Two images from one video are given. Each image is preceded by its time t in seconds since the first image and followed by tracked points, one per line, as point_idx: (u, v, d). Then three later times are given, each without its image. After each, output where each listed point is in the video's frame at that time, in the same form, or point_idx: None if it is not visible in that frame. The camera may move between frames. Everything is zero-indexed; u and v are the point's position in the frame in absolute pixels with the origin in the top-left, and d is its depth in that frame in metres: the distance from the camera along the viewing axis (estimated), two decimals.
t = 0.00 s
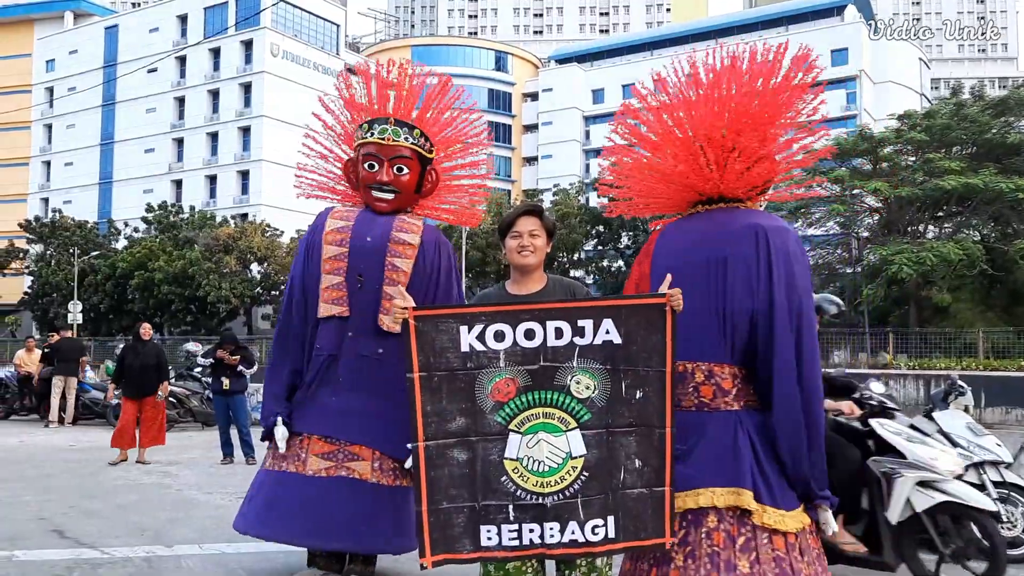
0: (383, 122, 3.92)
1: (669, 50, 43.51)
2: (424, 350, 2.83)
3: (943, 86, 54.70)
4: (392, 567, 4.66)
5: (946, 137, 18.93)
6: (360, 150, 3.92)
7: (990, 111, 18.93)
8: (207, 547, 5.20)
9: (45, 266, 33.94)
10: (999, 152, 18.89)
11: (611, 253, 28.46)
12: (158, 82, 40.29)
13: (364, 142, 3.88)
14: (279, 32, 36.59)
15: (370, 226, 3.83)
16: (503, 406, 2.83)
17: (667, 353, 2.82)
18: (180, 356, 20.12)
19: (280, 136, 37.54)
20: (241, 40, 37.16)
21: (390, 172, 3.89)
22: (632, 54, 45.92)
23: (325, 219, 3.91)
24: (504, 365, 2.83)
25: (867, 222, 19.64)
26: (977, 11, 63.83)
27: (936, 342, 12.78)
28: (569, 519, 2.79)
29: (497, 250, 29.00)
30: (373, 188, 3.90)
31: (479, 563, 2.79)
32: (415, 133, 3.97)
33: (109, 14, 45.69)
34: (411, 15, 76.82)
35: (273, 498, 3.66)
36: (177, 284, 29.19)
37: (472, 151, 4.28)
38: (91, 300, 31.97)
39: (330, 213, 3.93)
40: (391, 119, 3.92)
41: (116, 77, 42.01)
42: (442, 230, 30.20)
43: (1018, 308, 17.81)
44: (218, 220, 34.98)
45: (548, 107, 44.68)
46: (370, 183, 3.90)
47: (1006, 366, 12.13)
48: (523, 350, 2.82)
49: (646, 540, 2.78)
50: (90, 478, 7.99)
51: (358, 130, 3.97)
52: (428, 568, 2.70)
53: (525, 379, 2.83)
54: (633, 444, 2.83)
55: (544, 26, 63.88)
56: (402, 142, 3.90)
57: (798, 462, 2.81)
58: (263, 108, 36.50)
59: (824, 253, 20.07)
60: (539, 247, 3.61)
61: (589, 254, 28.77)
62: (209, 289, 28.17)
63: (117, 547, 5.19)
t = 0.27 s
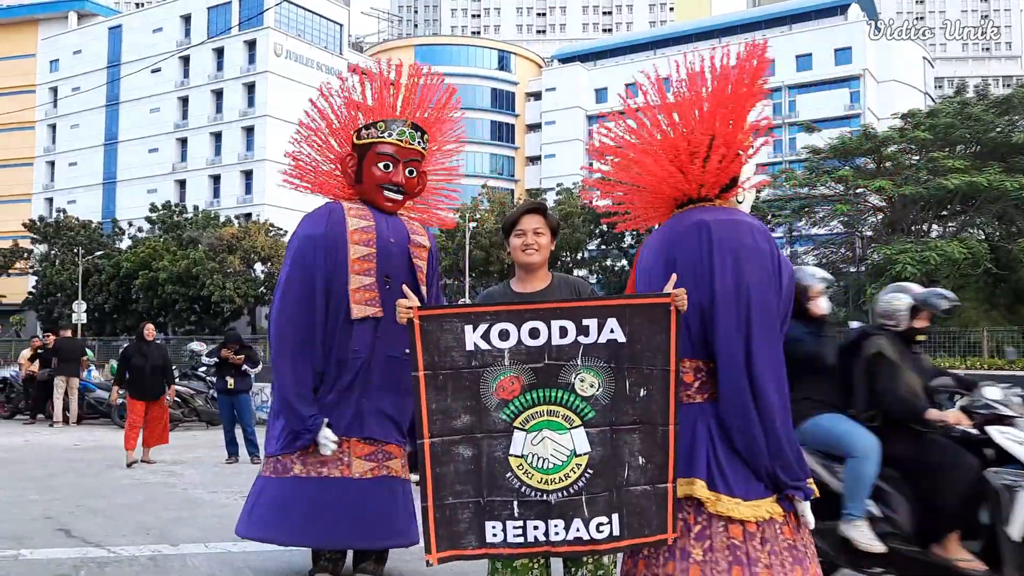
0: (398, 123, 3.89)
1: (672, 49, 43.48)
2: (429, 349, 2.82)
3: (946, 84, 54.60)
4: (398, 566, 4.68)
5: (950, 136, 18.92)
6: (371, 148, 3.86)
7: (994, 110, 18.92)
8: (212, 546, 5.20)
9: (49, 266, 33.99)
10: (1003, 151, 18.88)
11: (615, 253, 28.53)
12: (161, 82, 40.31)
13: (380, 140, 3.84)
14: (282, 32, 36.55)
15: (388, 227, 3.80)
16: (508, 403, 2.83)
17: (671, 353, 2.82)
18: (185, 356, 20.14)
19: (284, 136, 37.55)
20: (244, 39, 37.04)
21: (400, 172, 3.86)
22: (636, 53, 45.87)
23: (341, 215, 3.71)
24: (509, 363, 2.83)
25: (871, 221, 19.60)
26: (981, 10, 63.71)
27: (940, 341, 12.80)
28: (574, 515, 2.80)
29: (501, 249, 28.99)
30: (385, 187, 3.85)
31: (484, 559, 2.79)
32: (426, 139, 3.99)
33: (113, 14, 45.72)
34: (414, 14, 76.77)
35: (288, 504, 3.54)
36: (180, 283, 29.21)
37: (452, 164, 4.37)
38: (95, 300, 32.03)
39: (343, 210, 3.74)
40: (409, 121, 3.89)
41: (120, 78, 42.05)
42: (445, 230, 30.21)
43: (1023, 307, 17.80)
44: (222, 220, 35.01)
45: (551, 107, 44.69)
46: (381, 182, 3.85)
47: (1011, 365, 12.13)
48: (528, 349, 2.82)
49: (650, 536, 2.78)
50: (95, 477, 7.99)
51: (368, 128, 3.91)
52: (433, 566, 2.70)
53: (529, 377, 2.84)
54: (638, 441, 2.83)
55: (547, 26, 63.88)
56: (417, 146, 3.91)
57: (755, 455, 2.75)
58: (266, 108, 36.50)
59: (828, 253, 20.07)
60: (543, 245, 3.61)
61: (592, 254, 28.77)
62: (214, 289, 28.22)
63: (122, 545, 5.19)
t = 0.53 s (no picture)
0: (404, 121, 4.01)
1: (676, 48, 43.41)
2: (434, 347, 2.80)
3: (951, 83, 54.44)
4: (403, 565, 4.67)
5: (955, 134, 18.85)
6: (380, 143, 3.96)
7: (999, 108, 18.85)
8: (218, 545, 5.19)
9: (52, 265, 34.02)
10: (1008, 149, 18.82)
11: (619, 251, 28.53)
12: (165, 81, 40.38)
13: (391, 137, 3.94)
14: (285, 32, 36.54)
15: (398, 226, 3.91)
16: (514, 400, 2.82)
17: (676, 350, 2.82)
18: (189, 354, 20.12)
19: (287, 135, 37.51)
20: (248, 39, 37.10)
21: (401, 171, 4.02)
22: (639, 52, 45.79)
23: (365, 212, 3.74)
24: (515, 360, 2.81)
25: (875, 220, 19.54)
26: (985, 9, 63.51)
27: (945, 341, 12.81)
28: (580, 512, 2.78)
29: (504, 248, 28.95)
30: (388, 184, 4.00)
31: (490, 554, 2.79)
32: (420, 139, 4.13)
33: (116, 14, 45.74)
34: (418, 13, 76.76)
35: (327, 515, 3.56)
36: (184, 283, 29.24)
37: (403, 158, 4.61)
38: (98, 299, 32.09)
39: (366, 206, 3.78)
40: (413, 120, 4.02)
41: (123, 77, 42.07)
42: (449, 229, 30.25)
43: None
44: (225, 219, 35.02)
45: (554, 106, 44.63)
46: (388, 177, 3.98)
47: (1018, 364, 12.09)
48: (534, 346, 2.80)
49: (652, 531, 2.80)
50: (100, 477, 7.98)
51: (376, 123, 3.98)
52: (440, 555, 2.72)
53: (535, 373, 2.81)
54: (642, 437, 2.83)
55: (550, 25, 63.81)
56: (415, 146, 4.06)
57: (721, 454, 2.88)
58: (269, 108, 36.50)
59: (834, 252, 20.01)
60: (547, 242, 3.58)
61: (596, 253, 28.75)
62: (217, 288, 28.25)
63: (127, 544, 5.18)
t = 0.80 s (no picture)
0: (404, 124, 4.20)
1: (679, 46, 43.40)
2: (434, 351, 2.90)
3: (955, 81, 54.37)
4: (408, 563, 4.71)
5: (958, 133, 18.85)
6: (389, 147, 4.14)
7: (1003, 107, 18.82)
8: (224, 543, 5.22)
9: (56, 264, 34.09)
10: (1012, 148, 18.82)
11: (621, 250, 28.50)
12: (169, 81, 40.46)
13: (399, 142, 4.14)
14: (288, 31, 36.57)
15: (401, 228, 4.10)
16: (515, 403, 2.91)
17: (675, 353, 2.84)
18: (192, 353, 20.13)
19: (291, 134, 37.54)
20: (251, 39, 37.18)
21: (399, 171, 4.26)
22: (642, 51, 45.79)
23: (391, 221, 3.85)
24: (515, 363, 2.90)
25: (879, 219, 19.52)
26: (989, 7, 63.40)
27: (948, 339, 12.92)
28: (581, 514, 2.86)
29: (507, 247, 28.94)
30: (387, 186, 4.22)
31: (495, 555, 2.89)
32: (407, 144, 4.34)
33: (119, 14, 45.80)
34: (420, 12, 76.75)
35: (322, 523, 3.69)
36: (188, 282, 29.30)
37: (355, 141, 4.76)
38: (102, 298, 32.16)
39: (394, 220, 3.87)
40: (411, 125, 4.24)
41: (126, 77, 42.12)
42: (452, 228, 30.29)
43: None
44: (229, 218, 35.05)
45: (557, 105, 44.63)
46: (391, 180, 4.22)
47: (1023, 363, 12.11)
48: (532, 349, 2.88)
49: (656, 533, 2.85)
50: (106, 476, 8.02)
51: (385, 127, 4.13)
52: (447, 557, 2.84)
53: (535, 377, 2.90)
54: (643, 439, 2.88)
55: (553, 23, 63.76)
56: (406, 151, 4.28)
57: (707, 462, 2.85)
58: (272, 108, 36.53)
59: (836, 253, 19.81)
60: (545, 241, 3.60)
61: (599, 252, 28.76)
62: (221, 287, 28.29)
63: (134, 543, 5.21)
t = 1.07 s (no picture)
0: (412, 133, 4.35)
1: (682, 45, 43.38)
2: (430, 350, 3.05)
3: (958, 79, 54.32)
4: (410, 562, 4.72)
5: (962, 131, 18.83)
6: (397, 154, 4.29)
7: (1006, 105, 18.76)
8: (226, 543, 5.22)
9: (60, 264, 34.17)
10: (1015, 147, 18.81)
11: (624, 249, 28.45)
12: (172, 81, 40.53)
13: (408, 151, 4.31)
14: (291, 30, 36.58)
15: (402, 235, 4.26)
16: (511, 403, 3.00)
17: (672, 349, 2.90)
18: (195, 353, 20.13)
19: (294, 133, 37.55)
20: (254, 38, 37.12)
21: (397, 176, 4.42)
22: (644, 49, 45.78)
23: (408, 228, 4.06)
24: (510, 362, 3.00)
25: (882, 218, 19.51)
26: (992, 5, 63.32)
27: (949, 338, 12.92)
28: (578, 513, 2.94)
29: (509, 246, 28.93)
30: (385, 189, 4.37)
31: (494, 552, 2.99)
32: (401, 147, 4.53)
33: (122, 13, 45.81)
34: (422, 11, 76.71)
35: (363, 531, 3.82)
36: (191, 281, 29.33)
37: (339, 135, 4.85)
38: (105, 298, 32.19)
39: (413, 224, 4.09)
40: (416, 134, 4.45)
41: (130, 77, 42.20)
42: (454, 228, 30.34)
43: None
44: (232, 218, 35.06)
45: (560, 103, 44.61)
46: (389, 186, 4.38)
47: None
48: (528, 348, 2.98)
49: (656, 536, 2.90)
50: (108, 475, 8.02)
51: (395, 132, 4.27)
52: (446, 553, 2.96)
53: (531, 376, 2.99)
54: (642, 440, 2.93)
55: (555, 22, 63.70)
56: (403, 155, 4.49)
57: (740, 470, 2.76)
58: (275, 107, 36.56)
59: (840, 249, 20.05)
60: (543, 242, 3.62)
61: (602, 251, 28.76)
62: (224, 286, 28.29)
63: (137, 542, 5.22)
